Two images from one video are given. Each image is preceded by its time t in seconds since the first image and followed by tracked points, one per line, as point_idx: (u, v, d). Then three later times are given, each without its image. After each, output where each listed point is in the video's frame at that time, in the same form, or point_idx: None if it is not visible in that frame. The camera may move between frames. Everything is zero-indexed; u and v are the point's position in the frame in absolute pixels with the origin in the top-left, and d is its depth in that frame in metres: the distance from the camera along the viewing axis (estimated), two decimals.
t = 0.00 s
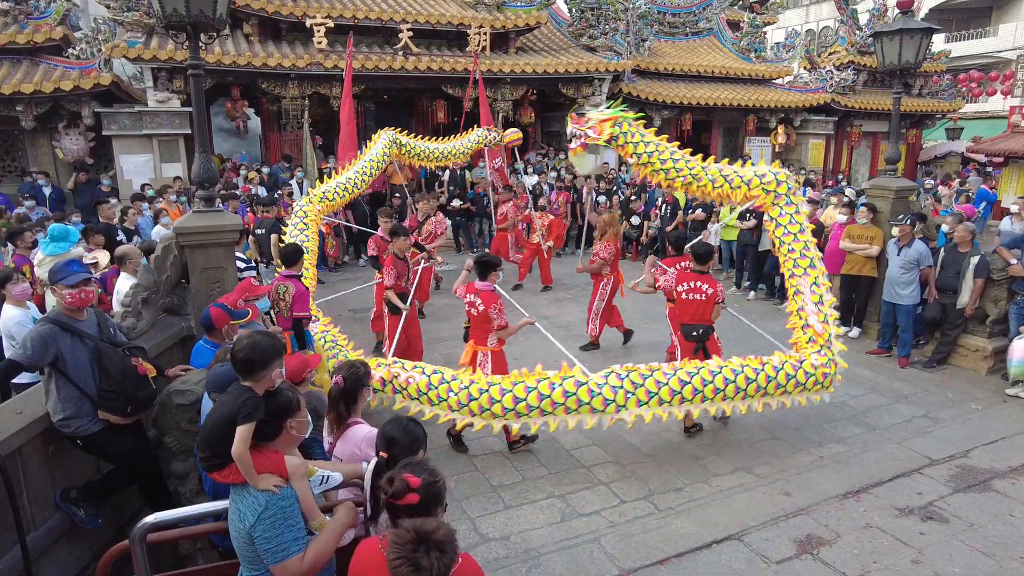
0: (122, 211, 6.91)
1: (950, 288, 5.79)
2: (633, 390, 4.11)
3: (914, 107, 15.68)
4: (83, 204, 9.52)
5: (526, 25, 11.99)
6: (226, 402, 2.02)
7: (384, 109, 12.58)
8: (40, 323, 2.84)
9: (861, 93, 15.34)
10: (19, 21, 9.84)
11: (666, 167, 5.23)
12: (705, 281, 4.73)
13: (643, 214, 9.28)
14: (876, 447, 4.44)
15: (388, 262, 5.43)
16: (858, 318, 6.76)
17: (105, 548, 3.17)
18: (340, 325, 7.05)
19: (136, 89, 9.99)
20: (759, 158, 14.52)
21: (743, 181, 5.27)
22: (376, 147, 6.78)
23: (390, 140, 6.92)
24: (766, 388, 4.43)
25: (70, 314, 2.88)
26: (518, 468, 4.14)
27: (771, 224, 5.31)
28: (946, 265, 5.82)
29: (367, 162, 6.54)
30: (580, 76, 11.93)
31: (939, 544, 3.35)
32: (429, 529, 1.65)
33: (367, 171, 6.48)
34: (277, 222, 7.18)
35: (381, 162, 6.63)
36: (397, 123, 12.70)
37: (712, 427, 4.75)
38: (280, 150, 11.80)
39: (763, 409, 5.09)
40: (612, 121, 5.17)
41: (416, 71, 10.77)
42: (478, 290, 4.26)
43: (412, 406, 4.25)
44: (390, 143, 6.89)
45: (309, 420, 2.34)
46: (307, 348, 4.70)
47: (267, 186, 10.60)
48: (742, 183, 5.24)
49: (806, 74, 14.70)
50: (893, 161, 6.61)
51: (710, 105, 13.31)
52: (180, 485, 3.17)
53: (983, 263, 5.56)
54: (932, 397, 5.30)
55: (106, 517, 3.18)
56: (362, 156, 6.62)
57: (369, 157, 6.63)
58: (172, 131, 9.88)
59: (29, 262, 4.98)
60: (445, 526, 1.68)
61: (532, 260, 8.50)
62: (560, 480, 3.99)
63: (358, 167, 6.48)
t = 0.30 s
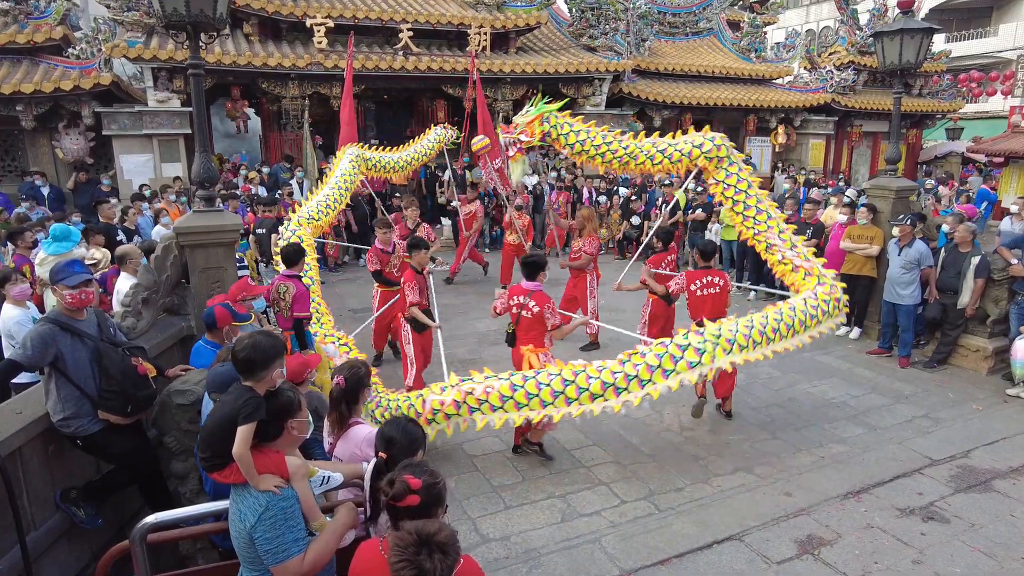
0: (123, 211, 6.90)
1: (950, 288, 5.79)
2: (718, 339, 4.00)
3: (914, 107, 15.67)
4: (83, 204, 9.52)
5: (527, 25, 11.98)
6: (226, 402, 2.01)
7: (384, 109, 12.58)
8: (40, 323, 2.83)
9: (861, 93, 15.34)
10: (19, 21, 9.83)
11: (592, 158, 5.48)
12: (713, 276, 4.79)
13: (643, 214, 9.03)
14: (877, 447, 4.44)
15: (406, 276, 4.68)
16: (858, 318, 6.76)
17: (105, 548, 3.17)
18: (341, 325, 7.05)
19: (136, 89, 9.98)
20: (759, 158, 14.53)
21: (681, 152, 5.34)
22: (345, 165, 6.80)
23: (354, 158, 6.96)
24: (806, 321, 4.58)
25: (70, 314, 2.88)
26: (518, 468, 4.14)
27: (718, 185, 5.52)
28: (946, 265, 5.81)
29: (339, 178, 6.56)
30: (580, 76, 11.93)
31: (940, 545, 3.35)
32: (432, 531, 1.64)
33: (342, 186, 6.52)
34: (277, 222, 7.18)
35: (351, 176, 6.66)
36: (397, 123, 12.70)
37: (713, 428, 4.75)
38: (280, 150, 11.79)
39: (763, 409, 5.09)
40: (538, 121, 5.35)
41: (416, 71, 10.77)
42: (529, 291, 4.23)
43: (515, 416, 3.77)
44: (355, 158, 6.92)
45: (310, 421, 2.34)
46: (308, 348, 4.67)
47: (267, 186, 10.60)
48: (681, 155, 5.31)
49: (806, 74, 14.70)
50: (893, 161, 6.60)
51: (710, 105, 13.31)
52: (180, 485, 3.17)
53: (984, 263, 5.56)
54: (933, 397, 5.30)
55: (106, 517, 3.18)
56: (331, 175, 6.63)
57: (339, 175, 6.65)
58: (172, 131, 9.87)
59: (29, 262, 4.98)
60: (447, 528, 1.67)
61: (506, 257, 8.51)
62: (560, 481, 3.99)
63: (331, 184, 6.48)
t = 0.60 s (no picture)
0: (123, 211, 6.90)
1: (950, 289, 5.79)
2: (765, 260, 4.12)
3: (914, 106, 15.68)
4: (83, 204, 9.52)
5: (527, 25, 11.98)
6: (227, 402, 2.02)
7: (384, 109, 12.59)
8: (40, 323, 2.83)
9: (861, 93, 15.34)
10: (19, 21, 9.83)
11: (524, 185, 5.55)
12: (700, 270, 5.06)
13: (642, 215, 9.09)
14: (876, 447, 4.44)
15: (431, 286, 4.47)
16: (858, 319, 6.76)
17: (105, 548, 3.17)
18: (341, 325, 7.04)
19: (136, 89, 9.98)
20: (759, 158, 14.53)
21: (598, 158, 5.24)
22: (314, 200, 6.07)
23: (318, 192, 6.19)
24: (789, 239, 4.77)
25: (70, 314, 2.88)
26: (518, 468, 4.15)
27: (647, 168, 5.34)
28: (946, 265, 5.81)
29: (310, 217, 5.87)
30: (580, 76, 11.93)
31: (939, 545, 3.35)
32: (433, 531, 1.65)
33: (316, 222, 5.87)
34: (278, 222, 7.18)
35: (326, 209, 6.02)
36: (397, 123, 12.71)
37: (713, 428, 4.75)
38: (280, 150, 11.79)
39: (763, 409, 5.09)
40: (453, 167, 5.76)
41: (416, 71, 10.77)
42: (591, 298, 4.36)
43: (618, 392, 3.72)
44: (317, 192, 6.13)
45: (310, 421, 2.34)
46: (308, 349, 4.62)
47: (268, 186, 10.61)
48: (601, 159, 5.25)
49: (806, 74, 14.70)
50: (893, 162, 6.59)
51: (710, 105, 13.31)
52: (179, 485, 3.18)
53: (983, 263, 5.56)
54: (933, 397, 5.30)
55: (106, 517, 3.18)
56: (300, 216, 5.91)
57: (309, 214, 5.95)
58: (172, 131, 9.87)
59: (29, 262, 4.98)
60: (447, 528, 1.68)
61: (493, 255, 8.56)
62: (559, 480, 3.99)
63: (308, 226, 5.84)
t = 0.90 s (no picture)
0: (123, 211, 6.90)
1: (950, 288, 5.79)
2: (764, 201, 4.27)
3: (914, 106, 15.67)
4: (83, 205, 9.53)
5: (527, 26, 11.97)
6: (229, 401, 2.02)
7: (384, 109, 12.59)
8: (40, 323, 2.83)
9: (861, 93, 15.34)
10: (20, 21, 9.84)
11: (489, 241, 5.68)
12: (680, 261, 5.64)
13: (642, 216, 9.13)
14: (876, 446, 4.45)
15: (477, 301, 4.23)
16: (858, 318, 6.77)
17: (105, 548, 3.17)
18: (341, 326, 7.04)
19: (136, 89, 9.98)
20: (759, 158, 14.52)
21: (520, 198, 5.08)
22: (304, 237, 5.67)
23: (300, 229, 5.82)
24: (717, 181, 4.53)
25: (70, 314, 2.88)
26: (518, 468, 4.15)
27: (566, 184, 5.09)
28: (945, 265, 5.81)
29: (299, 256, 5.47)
30: (580, 76, 11.93)
31: (938, 544, 3.35)
32: (436, 530, 1.65)
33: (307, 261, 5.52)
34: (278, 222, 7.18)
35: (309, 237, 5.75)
36: (397, 123, 12.71)
37: (713, 428, 4.75)
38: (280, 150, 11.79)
39: (763, 409, 5.09)
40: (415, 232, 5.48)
41: (416, 71, 10.77)
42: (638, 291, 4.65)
43: (702, 339, 3.77)
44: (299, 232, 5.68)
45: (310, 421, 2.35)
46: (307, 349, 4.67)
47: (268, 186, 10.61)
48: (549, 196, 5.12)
49: (806, 74, 14.70)
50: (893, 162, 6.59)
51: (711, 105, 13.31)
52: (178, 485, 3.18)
53: (983, 263, 5.56)
54: (933, 397, 5.30)
55: (105, 517, 3.19)
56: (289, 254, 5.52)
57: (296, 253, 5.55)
58: (173, 131, 9.87)
59: (29, 262, 4.98)
60: (450, 527, 1.68)
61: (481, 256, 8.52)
62: (559, 480, 3.99)
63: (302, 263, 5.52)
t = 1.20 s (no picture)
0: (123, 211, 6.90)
1: (949, 288, 5.78)
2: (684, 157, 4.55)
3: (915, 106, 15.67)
4: (84, 205, 9.53)
5: (527, 26, 11.97)
6: (228, 402, 2.02)
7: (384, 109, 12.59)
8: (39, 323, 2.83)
9: (861, 93, 15.34)
10: (20, 21, 9.84)
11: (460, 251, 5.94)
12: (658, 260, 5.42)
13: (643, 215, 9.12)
14: (875, 446, 4.45)
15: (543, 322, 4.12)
16: (858, 318, 6.77)
17: (104, 548, 3.18)
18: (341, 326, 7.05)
19: (136, 89, 9.99)
20: (759, 158, 14.52)
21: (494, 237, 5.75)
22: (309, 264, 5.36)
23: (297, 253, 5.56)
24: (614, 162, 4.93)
25: (70, 314, 2.88)
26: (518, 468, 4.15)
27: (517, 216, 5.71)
28: (945, 265, 5.81)
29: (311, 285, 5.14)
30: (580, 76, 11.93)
31: (937, 544, 3.35)
32: (438, 529, 1.65)
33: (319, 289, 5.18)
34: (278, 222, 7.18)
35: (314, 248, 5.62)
36: (397, 123, 12.71)
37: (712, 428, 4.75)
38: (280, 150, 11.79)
39: (763, 409, 5.09)
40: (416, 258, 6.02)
41: (416, 71, 10.77)
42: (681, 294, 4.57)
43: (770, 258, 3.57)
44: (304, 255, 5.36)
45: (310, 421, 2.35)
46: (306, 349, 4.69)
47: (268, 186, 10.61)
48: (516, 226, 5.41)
49: (806, 74, 14.69)
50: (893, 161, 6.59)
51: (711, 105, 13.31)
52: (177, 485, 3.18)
53: (982, 263, 5.57)
54: (932, 397, 5.30)
55: (105, 517, 3.19)
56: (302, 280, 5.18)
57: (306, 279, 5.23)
58: (172, 131, 9.87)
59: (28, 262, 4.98)
60: (452, 527, 1.68)
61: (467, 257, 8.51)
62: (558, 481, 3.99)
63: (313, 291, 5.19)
